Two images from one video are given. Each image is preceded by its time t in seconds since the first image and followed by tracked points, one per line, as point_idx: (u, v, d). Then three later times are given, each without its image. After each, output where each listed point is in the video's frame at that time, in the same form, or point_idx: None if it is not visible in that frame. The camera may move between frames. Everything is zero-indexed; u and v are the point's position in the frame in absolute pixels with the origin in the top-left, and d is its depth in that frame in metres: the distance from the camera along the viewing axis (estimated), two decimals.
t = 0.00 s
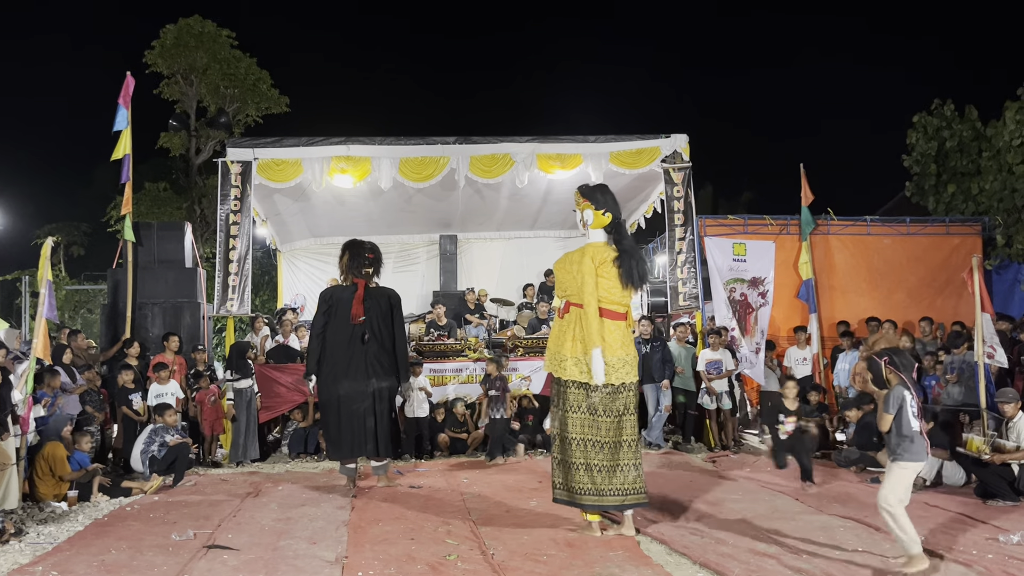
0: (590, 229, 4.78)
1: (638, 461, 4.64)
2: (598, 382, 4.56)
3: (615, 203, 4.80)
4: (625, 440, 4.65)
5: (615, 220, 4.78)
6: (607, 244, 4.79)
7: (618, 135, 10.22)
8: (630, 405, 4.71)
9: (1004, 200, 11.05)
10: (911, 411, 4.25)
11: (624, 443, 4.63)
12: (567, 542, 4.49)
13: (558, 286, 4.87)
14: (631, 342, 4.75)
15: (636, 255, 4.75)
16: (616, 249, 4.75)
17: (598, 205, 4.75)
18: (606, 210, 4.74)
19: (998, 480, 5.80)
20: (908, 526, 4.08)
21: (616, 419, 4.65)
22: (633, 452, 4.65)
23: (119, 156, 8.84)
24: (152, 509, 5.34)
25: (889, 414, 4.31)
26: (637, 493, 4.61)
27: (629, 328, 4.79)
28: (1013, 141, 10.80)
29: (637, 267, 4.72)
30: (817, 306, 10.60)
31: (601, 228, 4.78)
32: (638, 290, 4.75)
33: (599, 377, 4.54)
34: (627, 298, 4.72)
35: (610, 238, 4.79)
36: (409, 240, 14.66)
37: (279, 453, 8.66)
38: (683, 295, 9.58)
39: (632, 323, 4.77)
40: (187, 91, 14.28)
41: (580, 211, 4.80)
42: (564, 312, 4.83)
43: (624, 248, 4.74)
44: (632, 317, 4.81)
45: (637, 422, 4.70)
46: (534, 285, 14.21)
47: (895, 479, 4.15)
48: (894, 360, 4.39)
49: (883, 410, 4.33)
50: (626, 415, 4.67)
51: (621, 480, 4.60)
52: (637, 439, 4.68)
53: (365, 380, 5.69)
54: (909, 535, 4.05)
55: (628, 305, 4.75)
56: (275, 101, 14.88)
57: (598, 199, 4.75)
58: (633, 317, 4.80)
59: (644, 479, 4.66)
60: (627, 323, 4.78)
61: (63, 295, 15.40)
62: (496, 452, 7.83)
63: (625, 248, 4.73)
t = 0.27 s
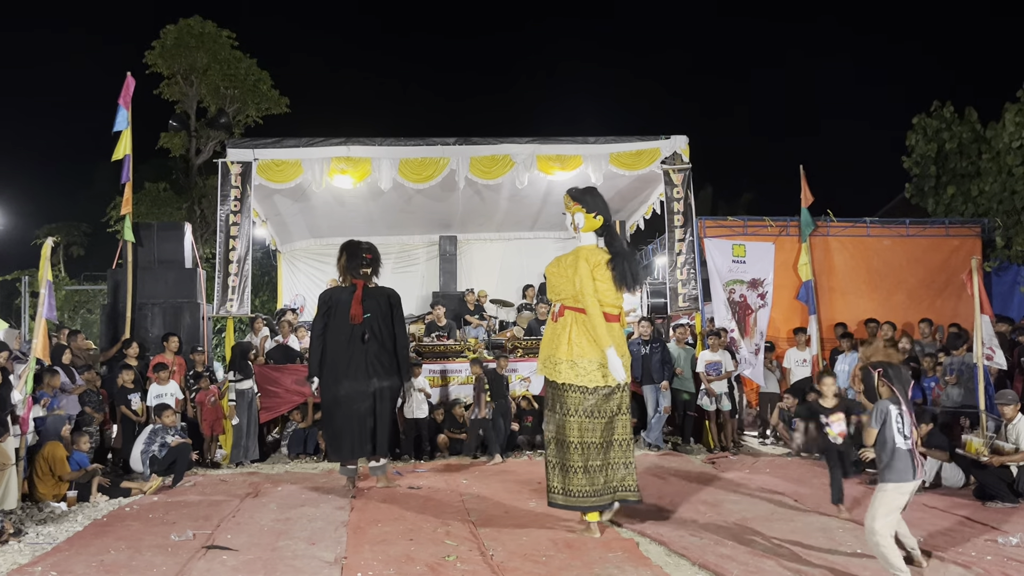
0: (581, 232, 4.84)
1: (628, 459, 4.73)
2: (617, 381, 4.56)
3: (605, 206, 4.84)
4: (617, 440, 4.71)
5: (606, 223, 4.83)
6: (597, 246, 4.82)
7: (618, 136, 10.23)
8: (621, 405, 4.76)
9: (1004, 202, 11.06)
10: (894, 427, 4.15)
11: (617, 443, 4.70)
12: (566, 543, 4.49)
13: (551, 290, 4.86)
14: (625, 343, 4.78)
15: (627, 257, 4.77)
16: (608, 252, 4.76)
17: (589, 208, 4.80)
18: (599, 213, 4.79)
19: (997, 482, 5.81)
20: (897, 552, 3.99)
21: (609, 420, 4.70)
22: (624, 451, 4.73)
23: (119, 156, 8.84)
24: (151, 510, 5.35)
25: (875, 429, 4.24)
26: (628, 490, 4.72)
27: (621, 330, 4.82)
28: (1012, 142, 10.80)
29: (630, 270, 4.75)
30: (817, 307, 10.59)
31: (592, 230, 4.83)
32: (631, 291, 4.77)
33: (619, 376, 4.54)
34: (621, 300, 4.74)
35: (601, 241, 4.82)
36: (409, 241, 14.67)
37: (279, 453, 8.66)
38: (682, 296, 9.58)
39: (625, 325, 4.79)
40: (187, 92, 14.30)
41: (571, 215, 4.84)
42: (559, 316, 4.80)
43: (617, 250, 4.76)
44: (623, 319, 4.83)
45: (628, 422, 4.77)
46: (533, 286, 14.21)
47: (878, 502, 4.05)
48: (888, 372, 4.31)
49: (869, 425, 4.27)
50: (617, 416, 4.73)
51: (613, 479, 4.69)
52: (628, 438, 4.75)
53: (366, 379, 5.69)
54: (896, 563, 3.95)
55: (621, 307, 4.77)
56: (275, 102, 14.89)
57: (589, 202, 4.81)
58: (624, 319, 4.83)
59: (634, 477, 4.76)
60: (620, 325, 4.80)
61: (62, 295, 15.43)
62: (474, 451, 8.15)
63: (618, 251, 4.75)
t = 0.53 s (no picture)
0: (568, 233, 4.82)
1: (623, 457, 4.75)
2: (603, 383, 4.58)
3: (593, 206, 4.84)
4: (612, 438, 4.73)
5: (593, 223, 4.84)
6: (585, 246, 4.83)
7: (618, 138, 10.25)
8: (616, 404, 4.77)
9: (1003, 204, 11.05)
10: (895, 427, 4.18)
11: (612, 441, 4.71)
12: (565, 544, 4.49)
13: (542, 292, 4.85)
14: (617, 341, 4.80)
15: (615, 256, 4.79)
16: (596, 252, 4.78)
17: (575, 210, 4.77)
18: (585, 214, 4.77)
19: (996, 484, 5.82)
20: (896, 552, 4.01)
21: (605, 419, 4.70)
22: (619, 449, 4.74)
23: (119, 156, 8.84)
24: (151, 510, 5.35)
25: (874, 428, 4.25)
26: (623, 488, 4.73)
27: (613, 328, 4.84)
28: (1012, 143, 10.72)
29: (619, 269, 4.76)
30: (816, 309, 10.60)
31: (579, 231, 4.82)
32: (621, 290, 4.79)
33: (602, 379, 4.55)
34: (611, 299, 4.76)
35: (589, 241, 4.84)
36: (409, 242, 14.68)
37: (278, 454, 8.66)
38: (682, 298, 9.58)
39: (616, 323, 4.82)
40: (187, 93, 14.31)
41: (558, 217, 4.81)
42: (550, 319, 4.80)
43: (603, 250, 4.78)
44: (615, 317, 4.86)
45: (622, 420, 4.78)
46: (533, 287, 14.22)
47: (878, 502, 4.07)
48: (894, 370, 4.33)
49: (869, 421, 4.31)
50: (612, 415, 4.74)
51: (607, 476, 4.71)
52: (623, 437, 4.77)
53: (368, 381, 5.70)
54: (895, 563, 3.97)
55: (612, 305, 4.79)
56: (275, 102, 14.91)
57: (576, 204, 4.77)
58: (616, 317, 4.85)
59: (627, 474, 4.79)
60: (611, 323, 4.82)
61: (62, 296, 15.45)
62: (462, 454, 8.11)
63: (606, 251, 4.77)
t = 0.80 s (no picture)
0: (555, 238, 4.83)
1: (619, 458, 4.73)
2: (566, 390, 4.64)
3: (578, 210, 4.83)
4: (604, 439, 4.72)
5: (578, 227, 4.82)
6: (571, 249, 4.83)
7: (619, 139, 10.27)
8: (608, 406, 4.76)
9: (1003, 206, 11.07)
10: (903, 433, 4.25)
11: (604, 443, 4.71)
12: (565, 545, 4.49)
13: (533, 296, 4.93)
14: (606, 342, 4.78)
15: (599, 258, 4.77)
16: (581, 255, 4.78)
17: (559, 214, 4.78)
18: (567, 219, 4.77)
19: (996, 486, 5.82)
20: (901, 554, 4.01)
21: (596, 421, 4.70)
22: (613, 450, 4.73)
23: (120, 157, 8.84)
24: (150, 511, 5.35)
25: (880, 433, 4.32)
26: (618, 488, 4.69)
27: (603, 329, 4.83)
28: (1012, 146, 10.72)
29: (602, 271, 4.74)
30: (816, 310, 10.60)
31: (565, 235, 4.83)
32: (607, 291, 4.78)
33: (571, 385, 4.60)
34: (596, 301, 4.75)
35: (575, 244, 4.83)
36: (409, 243, 14.68)
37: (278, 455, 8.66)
38: (682, 299, 9.58)
39: (606, 324, 4.80)
40: (187, 94, 14.32)
41: (545, 222, 4.84)
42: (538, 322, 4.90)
43: (588, 254, 4.77)
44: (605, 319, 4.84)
45: (617, 421, 4.77)
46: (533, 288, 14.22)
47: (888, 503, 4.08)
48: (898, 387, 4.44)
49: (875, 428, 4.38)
50: (604, 416, 4.72)
51: (603, 478, 4.68)
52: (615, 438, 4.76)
53: (365, 382, 5.69)
54: (898, 563, 3.96)
55: (599, 307, 4.78)
56: (276, 103, 14.92)
57: (560, 208, 4.78)
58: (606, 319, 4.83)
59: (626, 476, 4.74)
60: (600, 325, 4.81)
61: (62, 297, 15.48)
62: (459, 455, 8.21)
63: (588, 254, 4.77)
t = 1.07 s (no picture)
0: (549, 240, 4.89)
1: (609, 461, 4.66)
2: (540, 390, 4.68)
3: (571, 213, 4.86)
4: (593, 442, 4.68)
5: (569, 230, 4.86)
6: (562, 252, 4.86)
7: (619, 141, 10.29)
8: (596, 409, 4.73)
9: (1003, 207, 11.11)
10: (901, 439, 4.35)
11: (591, 446, 4.66)
12: (565, 546, 4.49)
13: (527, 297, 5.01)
14: (593, 346, 4.79)
15: (587, 263, 4.79)
16: (570, 258, 4.81)
17: (552, 216, 4.85)
18: (559, 221, 4.82)
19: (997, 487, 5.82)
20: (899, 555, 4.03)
21: (581, 422, 4.70)
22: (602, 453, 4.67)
23: (121, 158, 8.84)
24: (150, 512, 5.34)
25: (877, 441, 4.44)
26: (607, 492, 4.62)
27: (592, 332, 4.83)
28: (1013, 147, 10.83)
29: (588, 275, 4.76)
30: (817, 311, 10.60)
31: (558, 238, 4.87)
32: (595, 295, 4.78)
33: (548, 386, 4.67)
34: (583, 305, 4.76)
35: (567, 247, 4.85)
36: (410, 244, 14.69)
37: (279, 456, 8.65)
38: (682, 300, 9.58)
39: (594, 328, 4.80)
40: (188, 95, 14.32)
41: (539, 225, 4.91)
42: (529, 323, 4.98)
43: (576, 256, 4.79)
44: (594, 322, 4.84)
45: (607, 425, 4.71)
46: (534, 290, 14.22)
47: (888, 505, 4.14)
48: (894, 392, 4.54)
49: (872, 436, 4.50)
50: (590, 419, 4.71)
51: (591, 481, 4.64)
52: (605, 441, 4.69)
53: (360, 384, 5.67)
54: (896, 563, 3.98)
55: (587, 311, 4.79)
56: (276, 105, 14.93)
57: (553, 210, 4.84)
58: (596, 322, 4.83)
59: (618, 480, 4.66)
60: (588, 328, 4.82)
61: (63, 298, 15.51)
62: (449, 458, 8.12)
63: (576, 257, 4.79)
